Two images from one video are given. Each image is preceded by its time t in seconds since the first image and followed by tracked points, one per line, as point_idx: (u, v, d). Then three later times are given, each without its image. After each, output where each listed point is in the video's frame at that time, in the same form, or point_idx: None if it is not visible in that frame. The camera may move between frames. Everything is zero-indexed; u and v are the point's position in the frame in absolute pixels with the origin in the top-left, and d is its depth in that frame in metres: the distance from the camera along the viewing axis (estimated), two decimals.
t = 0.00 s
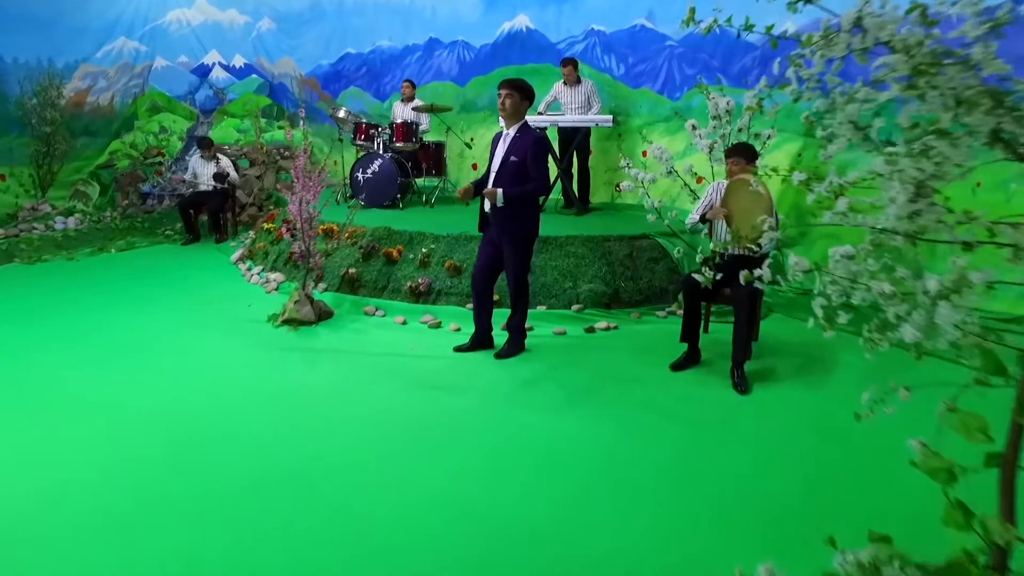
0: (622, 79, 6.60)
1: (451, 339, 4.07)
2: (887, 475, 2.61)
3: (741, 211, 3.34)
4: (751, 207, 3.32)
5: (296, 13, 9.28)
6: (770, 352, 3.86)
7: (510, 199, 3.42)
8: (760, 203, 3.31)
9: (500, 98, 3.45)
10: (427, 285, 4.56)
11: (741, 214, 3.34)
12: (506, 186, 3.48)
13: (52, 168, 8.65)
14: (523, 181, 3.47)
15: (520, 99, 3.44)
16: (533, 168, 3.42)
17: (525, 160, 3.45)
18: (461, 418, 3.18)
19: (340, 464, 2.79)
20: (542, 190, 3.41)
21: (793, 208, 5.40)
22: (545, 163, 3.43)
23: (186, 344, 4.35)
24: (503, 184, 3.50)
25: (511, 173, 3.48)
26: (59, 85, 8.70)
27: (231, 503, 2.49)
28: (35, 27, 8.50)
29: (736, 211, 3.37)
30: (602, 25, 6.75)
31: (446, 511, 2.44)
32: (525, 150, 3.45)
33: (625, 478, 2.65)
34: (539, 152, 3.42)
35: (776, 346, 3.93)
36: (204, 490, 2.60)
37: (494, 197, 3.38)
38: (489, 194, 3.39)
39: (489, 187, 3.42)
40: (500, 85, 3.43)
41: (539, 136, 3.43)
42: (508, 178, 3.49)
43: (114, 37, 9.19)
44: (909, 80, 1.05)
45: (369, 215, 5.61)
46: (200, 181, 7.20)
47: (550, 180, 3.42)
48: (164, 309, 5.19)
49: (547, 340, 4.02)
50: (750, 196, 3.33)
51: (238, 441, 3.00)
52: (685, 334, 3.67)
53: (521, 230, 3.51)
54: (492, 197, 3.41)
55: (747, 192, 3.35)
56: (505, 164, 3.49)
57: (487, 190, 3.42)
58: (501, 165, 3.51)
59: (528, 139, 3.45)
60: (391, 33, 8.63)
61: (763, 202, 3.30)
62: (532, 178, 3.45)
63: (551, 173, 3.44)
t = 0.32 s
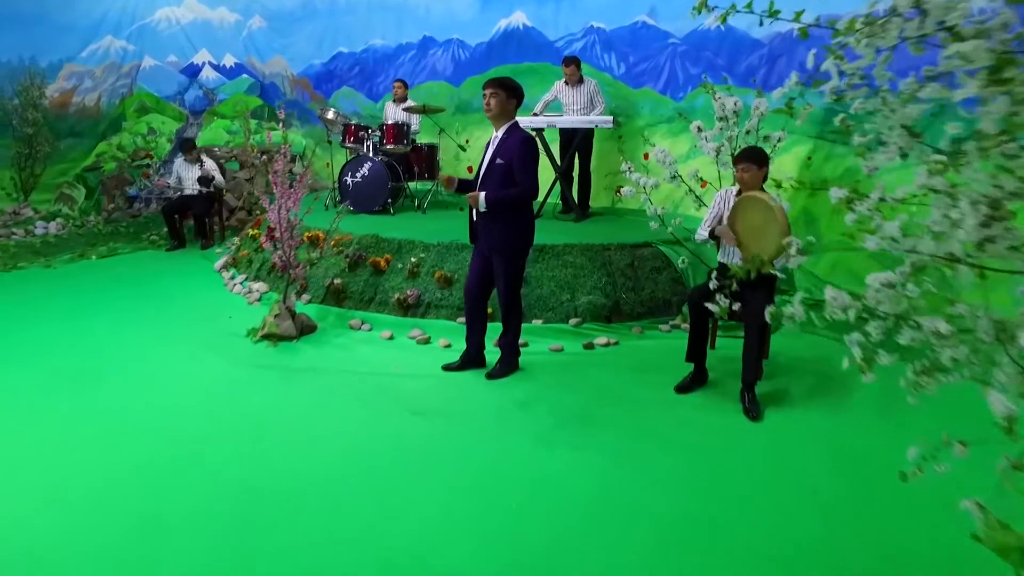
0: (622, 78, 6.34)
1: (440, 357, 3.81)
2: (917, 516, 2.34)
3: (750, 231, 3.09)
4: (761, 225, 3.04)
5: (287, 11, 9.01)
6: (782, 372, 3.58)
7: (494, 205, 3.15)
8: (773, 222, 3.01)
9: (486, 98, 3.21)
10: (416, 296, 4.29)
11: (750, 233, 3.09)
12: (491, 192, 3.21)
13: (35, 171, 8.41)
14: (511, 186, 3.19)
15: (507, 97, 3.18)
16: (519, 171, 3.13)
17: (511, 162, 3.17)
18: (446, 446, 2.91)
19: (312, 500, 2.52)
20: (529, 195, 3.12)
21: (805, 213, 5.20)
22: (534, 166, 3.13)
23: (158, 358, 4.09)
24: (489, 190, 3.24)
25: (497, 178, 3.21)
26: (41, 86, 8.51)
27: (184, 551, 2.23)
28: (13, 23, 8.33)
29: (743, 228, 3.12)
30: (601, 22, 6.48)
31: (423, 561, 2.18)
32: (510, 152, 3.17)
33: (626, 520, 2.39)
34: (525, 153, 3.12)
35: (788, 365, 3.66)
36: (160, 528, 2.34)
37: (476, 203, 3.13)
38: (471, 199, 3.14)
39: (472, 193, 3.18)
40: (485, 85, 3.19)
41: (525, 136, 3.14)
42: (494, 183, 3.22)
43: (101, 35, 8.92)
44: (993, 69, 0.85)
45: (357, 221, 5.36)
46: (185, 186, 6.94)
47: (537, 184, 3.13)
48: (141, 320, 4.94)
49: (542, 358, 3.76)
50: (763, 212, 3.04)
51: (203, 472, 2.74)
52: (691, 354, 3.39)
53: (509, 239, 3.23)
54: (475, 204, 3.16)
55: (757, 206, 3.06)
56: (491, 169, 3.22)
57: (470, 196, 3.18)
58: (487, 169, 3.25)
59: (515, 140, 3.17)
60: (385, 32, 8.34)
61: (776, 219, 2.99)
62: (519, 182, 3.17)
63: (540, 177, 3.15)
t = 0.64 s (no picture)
0: (628, 79, 6.09)
1: (434, 376, 3.55)
2: (968, 572, 2.07)
3: (771, 239, 2.88)
4: (786, 234, 2.81)
5: (283, 10, 8.76)
6: (801, 394, 3.32)
7: (490, 212, 2.90)
8: (799, 232, 2.76)
9: (480, 98, 2.96)
10: (410, 309, 4.03)
11: (771, 241, 2.88)
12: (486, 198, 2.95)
13: (22, 174, 8.23)
14: (507, 191, 2.93)
15: (502, 96, 2.93)
16: (516, 175, 2.87)
17: (507, 166, 2.92)
18: (439, 478, 2.66)
19: (286, 543, 2.27)
20: (528, 201, 2.86)
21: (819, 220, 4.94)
22: (532, 170, 2.87)
23: (134, 374, 3.85)
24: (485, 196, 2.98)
25: (492, 183, 2.96)
26: (29, 87, 8.31)
27: None
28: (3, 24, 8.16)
29: (766, 235, 2.90)
30: (605, 20, 6.21)
31: None
32: (506, 154, 2.92)
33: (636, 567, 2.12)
34: (522, 155, 2.86)
35: (808, 387, 3.40)
36: None
37: (471, 210, 2.90)
38: (466, 206, 2.90)
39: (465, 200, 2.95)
40: (478, 83, 2.94)
41: (523, 137, 2.88)
42: (490, 188, 2.96)
43: (92, 36, 8.69)
44: None
45: (349, 228, 5.11)
46: (173, 191, 6.63)
47: (536, 190, 2.86)
48: (121, 331, 4.69)
49: (544, 378, 3.50)
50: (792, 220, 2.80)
51: (170, 507, 2.48)
52: (706, 376, 3.13)
53: (507, 249, 2.97)
54: (469, 211, 2.92)
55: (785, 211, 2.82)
56: (487, 173, 2.97)
57: (465, 202, 2.94)
58: (482, 173, 3.00)
59: (511, 142, 2.92)
60: (382, 30, 8.03)
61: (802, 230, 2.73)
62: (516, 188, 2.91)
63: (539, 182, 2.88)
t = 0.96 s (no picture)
0: (632, 80, 5.83)
1: (426, 398, 3.30)
2: None
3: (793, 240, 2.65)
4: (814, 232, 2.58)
5: (277, 11, 8.49)
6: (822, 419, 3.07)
7: (490, 226, 2.63)
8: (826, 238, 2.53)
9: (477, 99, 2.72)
10: (402, 324, 3.78)
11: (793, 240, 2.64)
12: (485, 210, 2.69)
13: (9, 179, 7.95)
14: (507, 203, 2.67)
15: (501, 99, 2.69)
16: (518, 185, 2.61)
17: (508, 176, 2.66)
18: (427, 520, 2.40)
19: None
20: (530, 214, 2.60)
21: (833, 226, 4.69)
22: (535, 179, 2.62)
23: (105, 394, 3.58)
24: (483, 207, 2.72)
25: (491, 193, 2.70)
26: (16, 90, 8.06)
27: None
28: None
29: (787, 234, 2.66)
30: (608, 19, 5.93)
31: None
32: (507, 162, 2.66)
33: None
34: (524, 163, 2.61)
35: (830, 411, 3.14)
36: None
37: (471, 224, 2.63)
38: (464, 218, 2.64)
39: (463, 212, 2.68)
40: (475, 84, 2.70)
41: (523, 142, 2.63)
42: (489, 199, 2.70)
43: (81, 36, 8.44)
44: None
45: (338, 236, 4.88)
46: (158, 198, 6.40)
47: (539, 200, 2.61)
48: (97, 344, 4.45)
49: (544, 401, 3.25)
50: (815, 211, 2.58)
51: (125, 555, 2.22)
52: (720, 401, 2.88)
53: (507, 266, 2.71)
54: (468, 224, 2.65)
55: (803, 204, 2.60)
56: (485, 183, 2.71)
57: (462, 214, 2.68)
58: (480, 183, 2.74)
59: (511, 148, 2.66)
60: (377, 30, 7.71)
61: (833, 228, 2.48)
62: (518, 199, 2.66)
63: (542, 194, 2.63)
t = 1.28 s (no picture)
0: (635, 79, 5.56)
1: (414, 423, 3.05)
2: None
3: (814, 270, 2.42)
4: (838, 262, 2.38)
5: (269, 10, 8.18)
6: (846, 450, 2.81)
7: (487, 241, 2.37)
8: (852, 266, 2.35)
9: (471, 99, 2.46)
10: (390, 341, 3.52)
11: (814, 271, 2.42)
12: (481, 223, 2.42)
13: None
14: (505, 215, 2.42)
15: (499, 99, 2.43)
16: (518, 196, 2.35)
17: (507, 185, 2.40)
18: (411, 563, 2.13)
19: None
20: (532, 228, 2.35)
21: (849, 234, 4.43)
22: (536, 189, 2.37)
23: (67, 412, 3.29)
24: (478, 219, 2.45)
25: (487, 204, 2.43)
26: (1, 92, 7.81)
27: None
28: None
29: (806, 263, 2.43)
30: (610, 16, 5.63)
31: None
32: (505, 170, 2.40)
33: None
34: (524, 171, 2.35)
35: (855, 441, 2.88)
36: None
37: (467, 239, 2.37)
38: (459, 232, 2.37)
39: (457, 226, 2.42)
40: (468, 82, 2.44)
41: (525, 149, 2.37)
42: (485, 211, 2.44)
43: (67, 36, 8.15)
44: None
45: (324, 245, 4.63)
46: (141, 203, 6.19)
47: (540, 215, 2.35)
48: (67, 357, 4.17)
49: (542, 427, 2.99)
50: (834, 235, 2.38)
51: None
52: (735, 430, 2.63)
53: (505, 284, 2.46)
54: (463, 239, 2.38)
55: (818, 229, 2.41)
56: (480, 192, 2.45)
57: (456, 227, 2.42)
58: (474, 192, 2.47)
59: (509, 154, 2.40)
60: (371, 29, 7.42)
61: (863, 255, 2.30)
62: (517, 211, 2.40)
63: (545, 205, 2.38)
